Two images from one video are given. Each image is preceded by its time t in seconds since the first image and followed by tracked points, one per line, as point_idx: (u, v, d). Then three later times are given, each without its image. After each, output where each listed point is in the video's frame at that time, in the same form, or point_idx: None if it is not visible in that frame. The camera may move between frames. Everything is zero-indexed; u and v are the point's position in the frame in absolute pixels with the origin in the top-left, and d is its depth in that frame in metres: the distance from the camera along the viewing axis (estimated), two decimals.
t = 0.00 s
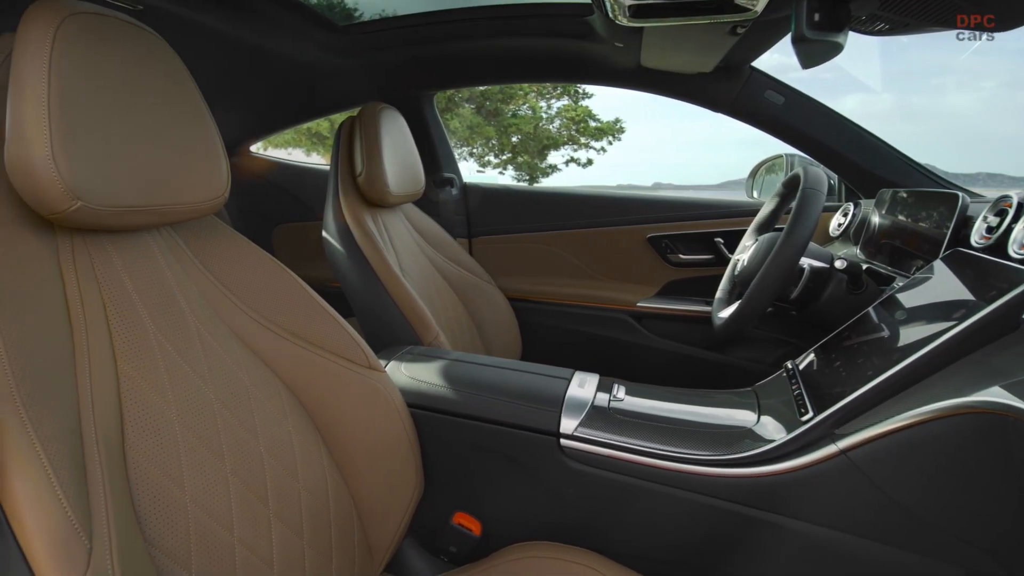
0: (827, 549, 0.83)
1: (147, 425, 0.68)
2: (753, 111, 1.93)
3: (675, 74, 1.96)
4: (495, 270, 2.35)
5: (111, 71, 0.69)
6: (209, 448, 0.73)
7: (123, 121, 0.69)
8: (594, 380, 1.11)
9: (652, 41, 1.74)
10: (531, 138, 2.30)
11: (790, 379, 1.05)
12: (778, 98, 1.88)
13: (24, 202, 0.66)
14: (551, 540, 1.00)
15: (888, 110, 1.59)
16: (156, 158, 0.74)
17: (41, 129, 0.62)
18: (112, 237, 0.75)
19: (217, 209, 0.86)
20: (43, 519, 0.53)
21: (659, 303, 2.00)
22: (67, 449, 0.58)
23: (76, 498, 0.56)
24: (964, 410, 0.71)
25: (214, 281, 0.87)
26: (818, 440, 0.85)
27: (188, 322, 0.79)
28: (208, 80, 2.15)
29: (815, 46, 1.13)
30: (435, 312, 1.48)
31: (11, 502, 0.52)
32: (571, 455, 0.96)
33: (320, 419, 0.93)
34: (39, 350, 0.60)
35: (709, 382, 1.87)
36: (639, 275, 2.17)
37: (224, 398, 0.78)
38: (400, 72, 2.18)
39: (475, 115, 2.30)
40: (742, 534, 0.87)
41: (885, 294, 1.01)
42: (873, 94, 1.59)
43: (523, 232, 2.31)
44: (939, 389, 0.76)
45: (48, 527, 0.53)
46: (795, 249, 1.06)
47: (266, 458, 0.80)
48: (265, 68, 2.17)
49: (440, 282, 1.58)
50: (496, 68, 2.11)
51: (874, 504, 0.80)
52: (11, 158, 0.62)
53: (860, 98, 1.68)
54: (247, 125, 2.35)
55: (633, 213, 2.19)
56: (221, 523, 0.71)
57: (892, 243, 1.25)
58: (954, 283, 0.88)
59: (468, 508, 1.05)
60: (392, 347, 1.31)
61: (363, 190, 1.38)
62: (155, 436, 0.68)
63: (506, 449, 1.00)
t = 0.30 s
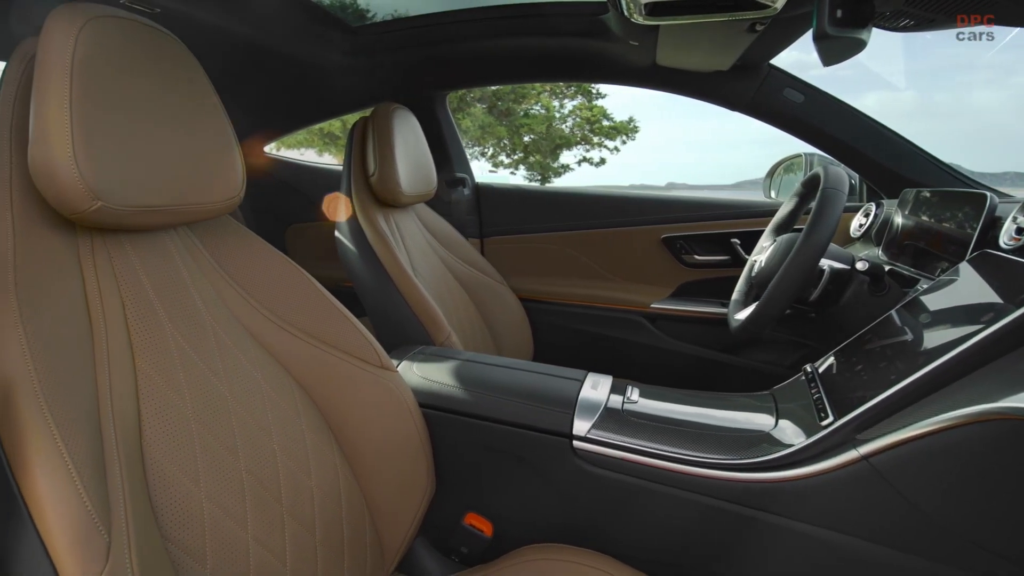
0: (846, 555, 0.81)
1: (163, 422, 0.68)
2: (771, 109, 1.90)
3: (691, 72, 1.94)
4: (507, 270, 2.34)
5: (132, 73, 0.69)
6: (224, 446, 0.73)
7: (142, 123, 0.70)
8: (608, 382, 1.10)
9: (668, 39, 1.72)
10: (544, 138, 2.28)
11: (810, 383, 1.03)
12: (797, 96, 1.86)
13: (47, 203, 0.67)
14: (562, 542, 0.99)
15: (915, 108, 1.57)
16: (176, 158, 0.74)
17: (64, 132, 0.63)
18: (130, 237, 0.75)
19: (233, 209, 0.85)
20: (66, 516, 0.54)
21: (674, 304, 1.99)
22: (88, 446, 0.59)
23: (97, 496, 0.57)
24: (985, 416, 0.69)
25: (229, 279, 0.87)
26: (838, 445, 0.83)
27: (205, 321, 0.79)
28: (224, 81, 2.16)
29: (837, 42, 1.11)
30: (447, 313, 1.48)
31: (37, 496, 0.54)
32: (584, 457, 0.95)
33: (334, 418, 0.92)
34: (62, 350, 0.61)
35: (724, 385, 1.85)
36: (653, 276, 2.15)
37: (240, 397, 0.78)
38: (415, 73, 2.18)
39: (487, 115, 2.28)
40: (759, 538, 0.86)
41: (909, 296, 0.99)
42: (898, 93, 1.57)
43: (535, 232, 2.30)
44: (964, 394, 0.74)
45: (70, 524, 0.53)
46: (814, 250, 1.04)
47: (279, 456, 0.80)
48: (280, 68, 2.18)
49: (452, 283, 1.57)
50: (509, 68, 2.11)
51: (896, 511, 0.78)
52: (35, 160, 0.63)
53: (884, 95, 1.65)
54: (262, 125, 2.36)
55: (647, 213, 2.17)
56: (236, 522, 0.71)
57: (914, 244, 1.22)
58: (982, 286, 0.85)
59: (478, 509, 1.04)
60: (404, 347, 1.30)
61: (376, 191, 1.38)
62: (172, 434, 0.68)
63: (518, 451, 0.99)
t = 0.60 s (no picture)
0: (860, 561, 0.80)
1: (174, 422, 0.68)
2: (785, 108, 1.88)
3: (703, 71, 1.93)
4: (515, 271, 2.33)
5: (145, 73, 0.69)
6: (235, 445, 0.73)
7: (156, 122, 0.70)
8: (617, 383, 1.09)
9: (679, 37, 1.70)
10: (552, 138, 2.27)
11: (824, 386, 1.01)
12: (811, 95, 1.83)
13: (62, 203, 0.67)
14: (570, 545, 0.98)
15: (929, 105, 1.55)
16: (188, 159, 0.74)
17: (79, 132, 0.63)
18: (143, 237, 0.76)
19: (244, 210, 0.85)
20: (80, 516, 0.54)
21: (683, 306, 1.97)
22: (102, 446, 0.59)
23: (111, 496, 0.56)
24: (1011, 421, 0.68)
25: (238, 279, 0.86)
26: (852, 450, 0.81)
27: (216, 321, 0.79)
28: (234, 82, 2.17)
29: (853, 40, 1.09)
30: (455, 314, 1.47)
31: (51, 495, 0.53)
32: (593, 459, 0.94)
33: (342, 419, 0.92)
34: (76, 350, 0.61)
35: (734, 387, 1.83)
36: (663, 277, 2.14)
37: (250, 398, 0.78)
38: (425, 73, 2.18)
39: (495, 115, 2.28)
40: (771, 544, 0.84)
41: (927, 298, 0.97)
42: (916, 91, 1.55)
43: (544, 232, 2.29)
44: (983, 399, 0.72)
45: (84, 524, 0.53)
46: (827, 251, 1.02)
47: (288, 456, 0.80)
48: (290, 68, 2.18)
49: (460, 283, 1.57)
50: (518, 68, 2.10)
51: (912, 518, 0.76)
52: (50, 160, 0.63)
53: (902, 93, 1.62)
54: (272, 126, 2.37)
55: (657, 213, 2.15)
56: (248, 522, 0.71)
57: (933, 245, 1.21)
58: (1002, 289, 0.83)
59: (485, 511, 1.04)
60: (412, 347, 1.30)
61: (385, 191, 1.38)
62: (183, 433, 0.68)
63: (527, 452, 0.98)
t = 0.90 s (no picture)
0: (865, 563, 0.79)
1: (178, 422, 0.68)
2: (790, 108, 1.87)
3: (707, 70, 1.92)
4: (517, 271, 2.32)
5: (149, 73, 0.69)
6: (239, 445, 0.73)
7: (160, 121, 0.69)
8: (620, 384, 1.08)
9: (683, 36, 1.69)
10: (555, 138, 2.26)
11: (829, 388, 1.01)
12: (817, 94, 1.83)
13: (67, 202, 0.66)
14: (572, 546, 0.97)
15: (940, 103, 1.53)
16: (192, 158, 0.74)
17: (83, 131, 0.63)
18: (147, 236, 0.75)
19: (247, 209, 0.85)
20: (85, 516, 0.53)
21: (687, 306, 1.96)
22: (107, 446, 0.58)
23: (116, 496, 0.56)
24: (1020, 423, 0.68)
25: (242, 279, 0.86)
26: (859, 452, 0.80)
27: (220, 321, 0.79)
28: (238, 82, 2.17)
29: (860, 39, 1.09)
30: (458, 315, 1.47)
31: (57, 495, 0.53)
32: (596, 460, 0.93)
33: (345, 419, 0.92)
34: (82, 349, 0.61)
35: (738, 387, 1.83)
36: (666, 277, 2.13)
37: (254, 398, 0.78)
38: (428, 73, 2.18)
39: (498, 115, 2.28)
40: (775, 546, 0.84)
41: (934, 299, 0.96)
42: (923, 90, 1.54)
43: (547, 232, 2.28)
44: (992, 401, 0.72)
45: (89, 525, 0.53)
46: (833, 252, 1.02)
47: (291, 456, 0.79)
48: (293, 68, 2.18)
49: (463, 283, 1.56)
50: (522, 67, 2.09)
51: (919, 521, 0.76)
52: (56, 160, 0.63)
53: (909, 92, 1.61)
54: (275, 126, 2.37)
55: (660, 213, 2.15)
56: (252, 522, 0.70)
57: (940, 245, 1.19)
58: (1010, 290, 0.83)
59: (487, 512, 1.03)
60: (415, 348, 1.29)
61: (388, 190, 1.37)
62: (187, 433, 0.68)
63: (529, 452, 0.98)
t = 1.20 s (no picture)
0: (865, 564, 0.79)
1: (177, 422, 0.67)
2: (789, 108, 1.87)
3: (706, 70, 1.92)
4: (516, 271, 2.31)
5: (149, 72, 0.69)
6: (238, 445, 0.72)
7: (159, 120, 0.69)
8: (619, 384, 1.08)
9: (683, 36, 1.69)
10: (553, 137, 2.26)
11: (829, 388, 1.01)
12: (816, 94, 1.82)
13: (66, 202, 0.66)
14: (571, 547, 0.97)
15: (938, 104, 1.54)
16: (191, 158, 0.73)
17: (83, 129, 0.62)
18: (146, 236, 0.75)
19: (246, 209, 0.84)
20: (84, 517, 0.53)
21: (686, 306, 1.96)
22: (106, 446, 0.58)
23: (116, 497, 0.56)
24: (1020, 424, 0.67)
25: (240, 279, 0.86)
26: (859, 452, 0.80)
27: (219, 321, 0.79)
28: (237, 82, 2.17)
29: (859, 39, 1.09)
30: (456, 315, 1.46)
31: (57, 497, 0.53)
32: (595, 460, 0.93)
33: (344, 420, 0.91)
34: (81, 349, 0.60)
35: (738, 387, 1.82)
36: (665, 277, 2.13)
37: (252, 398, 0.77)
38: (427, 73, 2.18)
39: (496, 115, 2.27)
40: (775, 547, 0.83)
41: (934, 299, 0.96)
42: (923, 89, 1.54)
43: (546, 232, 2.28)
44: (992, 402, 0.71)
45: (88, 526, 0.53)
46: (832, 252, 1.02)
47: (290, 456, 0.79)
48: (291, 68, 2.17)
49: (461, 284, 1.56)
50: (521, 67, 2.09)
51: (919, 521, 0.76)
52: (55, 159, 0.62)
53: (908, 92, 1.62)
54: (273, 126, 2.36)
55: (659, 213, 2.14)
56: (251, 521, 0.70)
57: (940, 245, 1.19)
58: (1010, 290, 0.83)
59: (486, 513, 1.03)
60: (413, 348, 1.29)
61: (386, 191, 1.37)
62: (186, 433, 0.67)
63: (528, 453, 0.98)
